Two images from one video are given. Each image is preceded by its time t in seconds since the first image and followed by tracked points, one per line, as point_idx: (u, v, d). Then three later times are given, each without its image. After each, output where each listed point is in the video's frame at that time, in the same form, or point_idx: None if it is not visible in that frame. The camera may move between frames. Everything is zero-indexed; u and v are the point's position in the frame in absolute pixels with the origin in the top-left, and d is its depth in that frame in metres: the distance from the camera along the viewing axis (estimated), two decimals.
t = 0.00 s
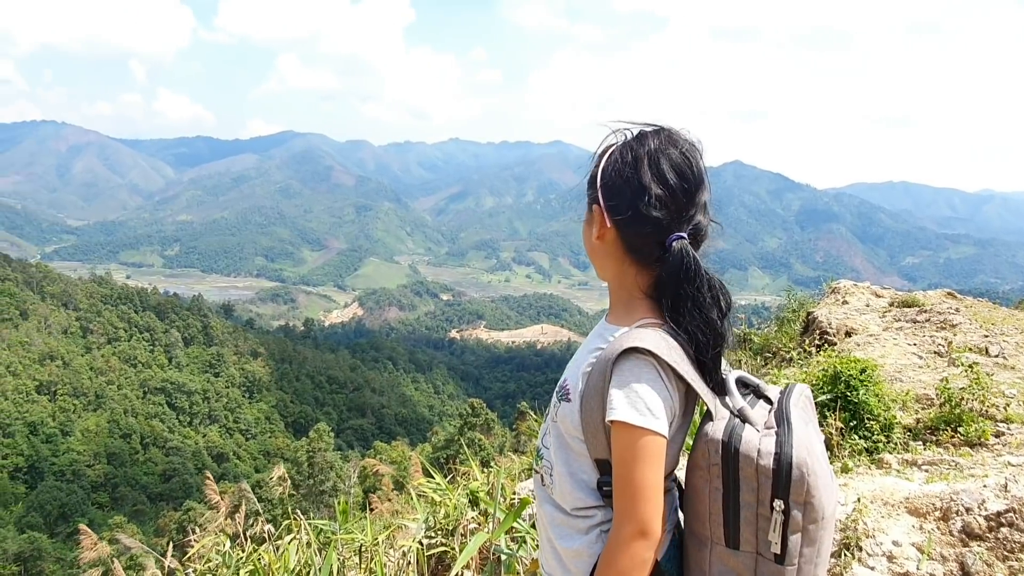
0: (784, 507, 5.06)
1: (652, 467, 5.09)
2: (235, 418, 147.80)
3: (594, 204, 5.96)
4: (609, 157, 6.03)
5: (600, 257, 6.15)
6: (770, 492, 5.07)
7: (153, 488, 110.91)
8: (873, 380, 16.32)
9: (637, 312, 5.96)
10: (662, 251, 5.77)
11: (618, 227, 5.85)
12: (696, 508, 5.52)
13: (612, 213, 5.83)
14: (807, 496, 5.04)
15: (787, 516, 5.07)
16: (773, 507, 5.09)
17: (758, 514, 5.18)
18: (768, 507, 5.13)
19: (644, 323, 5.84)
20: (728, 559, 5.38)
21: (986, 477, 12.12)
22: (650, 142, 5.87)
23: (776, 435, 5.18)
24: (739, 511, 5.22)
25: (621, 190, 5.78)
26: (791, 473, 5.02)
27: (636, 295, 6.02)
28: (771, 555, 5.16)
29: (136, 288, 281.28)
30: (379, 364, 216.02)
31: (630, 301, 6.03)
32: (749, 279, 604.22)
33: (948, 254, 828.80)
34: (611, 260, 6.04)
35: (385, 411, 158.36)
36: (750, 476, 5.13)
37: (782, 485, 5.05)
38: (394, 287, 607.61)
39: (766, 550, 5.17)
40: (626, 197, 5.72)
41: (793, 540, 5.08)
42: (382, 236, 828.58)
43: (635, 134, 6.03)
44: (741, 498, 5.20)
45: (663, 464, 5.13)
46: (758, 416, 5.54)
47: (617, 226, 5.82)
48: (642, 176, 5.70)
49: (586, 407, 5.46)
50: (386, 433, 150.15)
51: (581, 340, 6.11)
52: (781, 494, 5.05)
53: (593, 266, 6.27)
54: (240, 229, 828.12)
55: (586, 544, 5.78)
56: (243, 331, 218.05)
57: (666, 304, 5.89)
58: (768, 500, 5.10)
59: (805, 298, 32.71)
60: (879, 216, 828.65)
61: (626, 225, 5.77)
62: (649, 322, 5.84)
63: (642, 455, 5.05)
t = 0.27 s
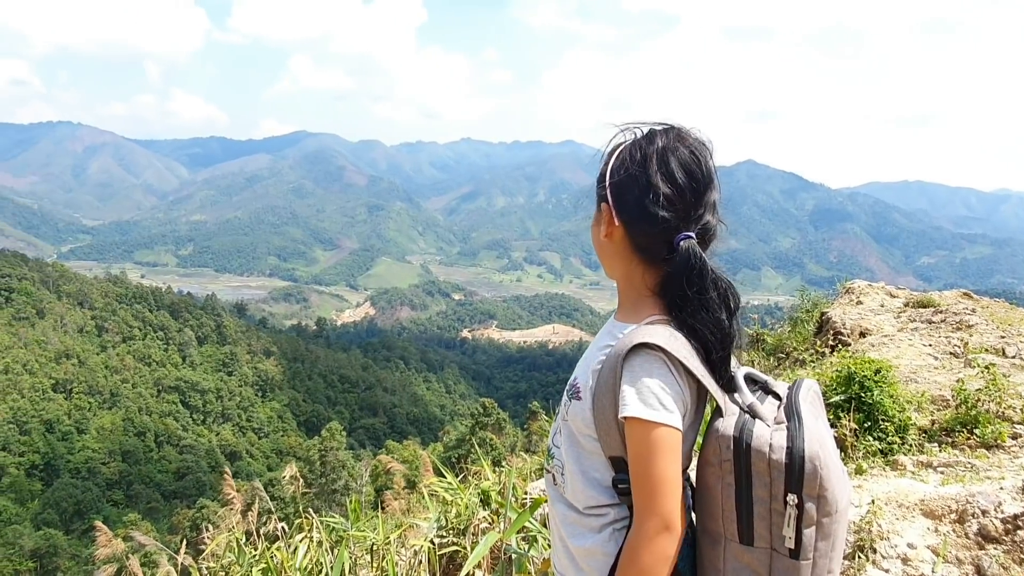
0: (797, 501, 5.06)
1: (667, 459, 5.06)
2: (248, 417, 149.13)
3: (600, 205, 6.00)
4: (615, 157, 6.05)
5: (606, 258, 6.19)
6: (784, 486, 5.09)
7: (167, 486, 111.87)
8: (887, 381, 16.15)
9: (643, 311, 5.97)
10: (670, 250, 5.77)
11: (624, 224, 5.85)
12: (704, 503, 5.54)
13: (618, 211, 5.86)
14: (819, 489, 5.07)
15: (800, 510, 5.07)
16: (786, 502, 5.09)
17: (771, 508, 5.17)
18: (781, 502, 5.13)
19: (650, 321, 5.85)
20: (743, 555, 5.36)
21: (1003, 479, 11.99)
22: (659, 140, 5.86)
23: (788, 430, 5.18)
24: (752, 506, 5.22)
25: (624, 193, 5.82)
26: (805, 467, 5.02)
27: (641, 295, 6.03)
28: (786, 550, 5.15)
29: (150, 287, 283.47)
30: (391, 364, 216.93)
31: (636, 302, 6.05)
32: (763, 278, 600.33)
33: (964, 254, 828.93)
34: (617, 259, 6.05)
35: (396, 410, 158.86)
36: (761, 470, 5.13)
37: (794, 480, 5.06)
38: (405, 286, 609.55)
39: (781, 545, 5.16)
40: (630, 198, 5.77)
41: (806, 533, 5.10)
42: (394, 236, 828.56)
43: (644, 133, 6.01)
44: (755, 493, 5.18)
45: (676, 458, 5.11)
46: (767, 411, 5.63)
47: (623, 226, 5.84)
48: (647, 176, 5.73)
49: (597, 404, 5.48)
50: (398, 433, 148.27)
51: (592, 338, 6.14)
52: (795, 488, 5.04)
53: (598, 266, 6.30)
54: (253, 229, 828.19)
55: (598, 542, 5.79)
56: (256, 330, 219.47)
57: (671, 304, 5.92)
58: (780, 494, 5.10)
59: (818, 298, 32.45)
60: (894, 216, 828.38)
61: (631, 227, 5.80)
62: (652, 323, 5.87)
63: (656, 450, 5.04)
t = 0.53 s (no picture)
0: (810, 497, 5.06)
1: (683, 453, 5.04)
2: (259, 416, 150.16)
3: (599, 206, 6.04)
4: (613, 158, 6.08)
5: (606, 259, 6.21)
6: (797, 484, 5.08)
7: (178, 484, 112.65)
8: (900, 381, 16.02)
9: (644, 312, 5.98)
10: (672, 248, 5.77)
11: (623, 224, 5.86)
12: (717, 502, 5.52)
13: (616, 212, 5.88)
14: (832, 485, 5.06)
15: (813, 507, 5.06)
16: (799, 500, 5.08)
17: (784, 508, 5.16)
18: (794, 500, 5.12)
19: (653, 320, 5.86)
20: (756, 555, 5.35)
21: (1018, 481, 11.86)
22: (658, 138, 5.87)
23: (800, 425, 5.18)
24: (765, 505, 5.21)
25: (620, 193, 5.86)
26: (819, 463, 5.00)
27: (642, 295, 6.03)
28: (800, 548, 5.14)
29: (161, 287, 285.06)
30: (401, 364, 217.62)
31: (639, 301, 6.05)
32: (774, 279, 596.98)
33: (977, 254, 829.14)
34: (616, 259, 6.06)
35: (406, 410, 159.22)
36: (773, 469, 5.12)
37: (807, 479, 5.04)
38: (415, 286, 610.70)
39: (795, 545, 5.14)
40: (627, 198, 5.80)
41: (821, 530, 5.08)
42: (404, 236, 828.69)
43: (642, 133, 6.04)
44: (767, 492, 5.18)
45: (688, 453, 5.10)
46: (775, 409, 5.64)
47: (623, 225, 5.85)
48: (644, 174, 5.74)
49: (607, 402, 5.47)
50: (406, 433, 150.98)
51: (599, 337, 6.16)
52: (807, 486, 5.04)
53: (601, 266, 6.30)
54: (264, 229, 828.36)
55: (607, 541, 5.79)
56: (266, 330, 220.55)
57: (675, 303, 5.91)
58: (793, 492, 5.10)
59: (830, 299, 32.24)
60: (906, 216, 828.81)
61: (630, 228, 5.82)
62: (653, 322, 5.87)
63: (670, 445, 5.03)
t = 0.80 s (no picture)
0: (812, 506, 5.03)
1: (682, 458, 5.00)
2: (265, 415, 150.79)
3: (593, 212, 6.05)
4: (604, 161, 6.07)
5: (604, 262, 6.23)
6: (799, 491, 5.05)
7: (185, 483, 113.09)
8: (907, 383, 15.94)
9: (644, 314, 5.98)
10: (668, 248, 5.75)
11: (619, 228, 5.85)
12: (717, 508, 5.51)
13: (611, 217, 5.88)
14: (834, 494, 5.03)
15: (816, 516, 5.03)
16: (800, 506, 5.07)
17: (786, 516, 5.14)
18: (796, 508, 5.10)
19: (651, 324, 5.85)
20: (758, 562, 5.32)
21: None
22: (650, 138, 5.87)
23: (800, 433, 5.15)
24: (767, 512, 5.19)
25: (611, 199, 5.86)
26: (819, 471, 4.98)
27: (643, 297, 6.04)
28: (802, 556, 5.11)
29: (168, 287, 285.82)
30: (406, 363, 218.10)
31: (640, 303, 6.05)
32: (781, 279, 594.95)
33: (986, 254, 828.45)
34: (614, 262, 6.07)
35: (412, 410, 159.38)
36: (774, 475, 5.10)
37: (807, 486, 5.03)
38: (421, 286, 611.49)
39: (797, 552, 5.12)
40: (619, 203, 5.80)
41: (822, 538, 5.06)
42: (410, 236, 828.98)
43: (633, 132, 6.01)
44: (768, 498, 5.17)
45: (689, 456, 5.07)
46: (777, 413, 5.62)
47: (619, 229, 5.85)
48: (635, 177, 5.72)
49: (608, 405, 5.46)
50: (412, 432, 151.59)
51: (600, 337, 6.16)
52: (810, 493, 5.01)
53: (598, 269, 6.32)
54: (271, 229, 828.62)
55: (606, 542, 5.80)
56: (273, 329, 221.19)
57: (675, 304, 5.90)
58: (795, 500, 5.07)
59: (837, 300, 32.11)
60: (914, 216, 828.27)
61: (625, 232, 5.81)
62: (653, 324, 5.89)
63: (670, 448, 5.00)
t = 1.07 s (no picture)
0: (822, 505, 5.02)
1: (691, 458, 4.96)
2: (271, 415, 151.22)
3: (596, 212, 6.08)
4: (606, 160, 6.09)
5: (608, 261, 6.26)
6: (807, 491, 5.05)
7: (191, 482, 113.53)
8: (913, 383, 15.89)
9: (646, 314, 5.99)
10: (671, 246, 5.73)
11: (620, 228, 5.86)
12: (724, 509, 5.48)
13: (611, 216, 5.90)
14: (843, 495, 5.01)
15: (824, 516, 5.03)
16: (808, 508, 5.06)
17: (794, 516, 5.14)
18: (805, 508, 5.10)
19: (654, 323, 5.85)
20: (765, 563, 5.29)
21: None
22: (651, 135, 5.88)
23: (808, 432, 5.14)
24: (775, 513, 5.17)
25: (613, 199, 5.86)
26: (828, 472, 4.98)
27: (646, 297, 6.05)
28: (810, 557, 5.11)
29: (174, 286, 286.41)
30: (411, 363, 218.40)
31: (644, 302, 6.04)
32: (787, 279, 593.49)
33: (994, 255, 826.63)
34: (617, 263, 6.08)
35: (417, 409, 159.54)
36: (783, 476, 5.09)
37: (818, 486, 5.01)
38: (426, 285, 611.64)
39: (805, 553, 5.11)
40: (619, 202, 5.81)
41: (833, 539, 5.03)
42: (415, 235, 829.42)
43: (635, 129, 6.02)
44: (778, 500, 5.14)
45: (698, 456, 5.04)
46: (785, 413, 5.60)
47: (623, 227, 5.83)
48: (635, 174, 5.72)
49: (612, 405, 5.46)
50: (418, 432, 151.91)
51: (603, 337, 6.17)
52: (818, 494, 5.01)
53: (601, 268, 6.30)
54: (276, 229, 828.58)
55: (609, 543, 5.79)
56: (278, 328, 221.60)
57: (679, 302, 5.88)
58: (804, 501, 5.07)
59: (843, 300, 31.96)
60: (920, 216, 827.19)
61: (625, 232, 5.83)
62: (655, 324, 5.87)
63: (676, 450, 4.94)
